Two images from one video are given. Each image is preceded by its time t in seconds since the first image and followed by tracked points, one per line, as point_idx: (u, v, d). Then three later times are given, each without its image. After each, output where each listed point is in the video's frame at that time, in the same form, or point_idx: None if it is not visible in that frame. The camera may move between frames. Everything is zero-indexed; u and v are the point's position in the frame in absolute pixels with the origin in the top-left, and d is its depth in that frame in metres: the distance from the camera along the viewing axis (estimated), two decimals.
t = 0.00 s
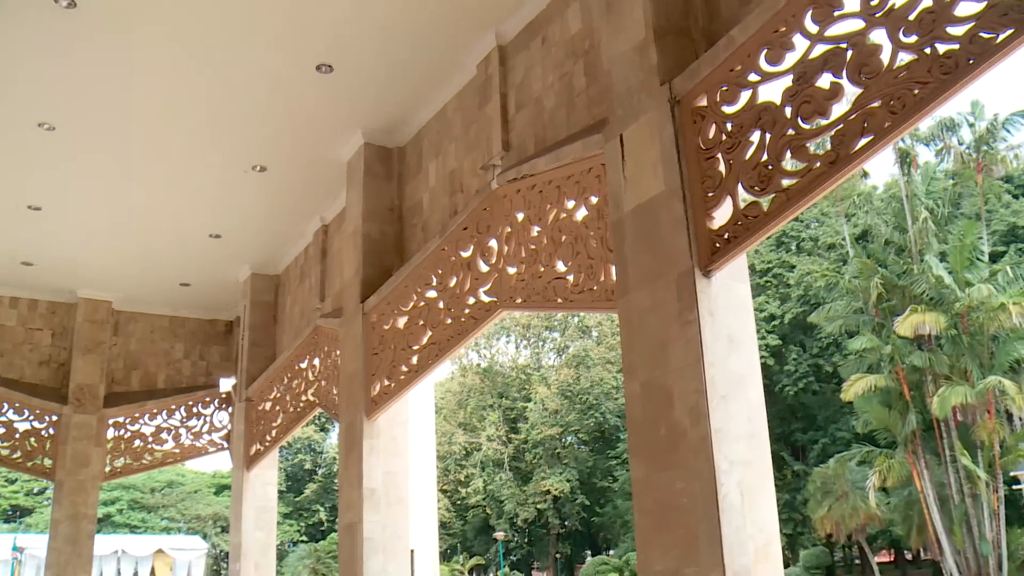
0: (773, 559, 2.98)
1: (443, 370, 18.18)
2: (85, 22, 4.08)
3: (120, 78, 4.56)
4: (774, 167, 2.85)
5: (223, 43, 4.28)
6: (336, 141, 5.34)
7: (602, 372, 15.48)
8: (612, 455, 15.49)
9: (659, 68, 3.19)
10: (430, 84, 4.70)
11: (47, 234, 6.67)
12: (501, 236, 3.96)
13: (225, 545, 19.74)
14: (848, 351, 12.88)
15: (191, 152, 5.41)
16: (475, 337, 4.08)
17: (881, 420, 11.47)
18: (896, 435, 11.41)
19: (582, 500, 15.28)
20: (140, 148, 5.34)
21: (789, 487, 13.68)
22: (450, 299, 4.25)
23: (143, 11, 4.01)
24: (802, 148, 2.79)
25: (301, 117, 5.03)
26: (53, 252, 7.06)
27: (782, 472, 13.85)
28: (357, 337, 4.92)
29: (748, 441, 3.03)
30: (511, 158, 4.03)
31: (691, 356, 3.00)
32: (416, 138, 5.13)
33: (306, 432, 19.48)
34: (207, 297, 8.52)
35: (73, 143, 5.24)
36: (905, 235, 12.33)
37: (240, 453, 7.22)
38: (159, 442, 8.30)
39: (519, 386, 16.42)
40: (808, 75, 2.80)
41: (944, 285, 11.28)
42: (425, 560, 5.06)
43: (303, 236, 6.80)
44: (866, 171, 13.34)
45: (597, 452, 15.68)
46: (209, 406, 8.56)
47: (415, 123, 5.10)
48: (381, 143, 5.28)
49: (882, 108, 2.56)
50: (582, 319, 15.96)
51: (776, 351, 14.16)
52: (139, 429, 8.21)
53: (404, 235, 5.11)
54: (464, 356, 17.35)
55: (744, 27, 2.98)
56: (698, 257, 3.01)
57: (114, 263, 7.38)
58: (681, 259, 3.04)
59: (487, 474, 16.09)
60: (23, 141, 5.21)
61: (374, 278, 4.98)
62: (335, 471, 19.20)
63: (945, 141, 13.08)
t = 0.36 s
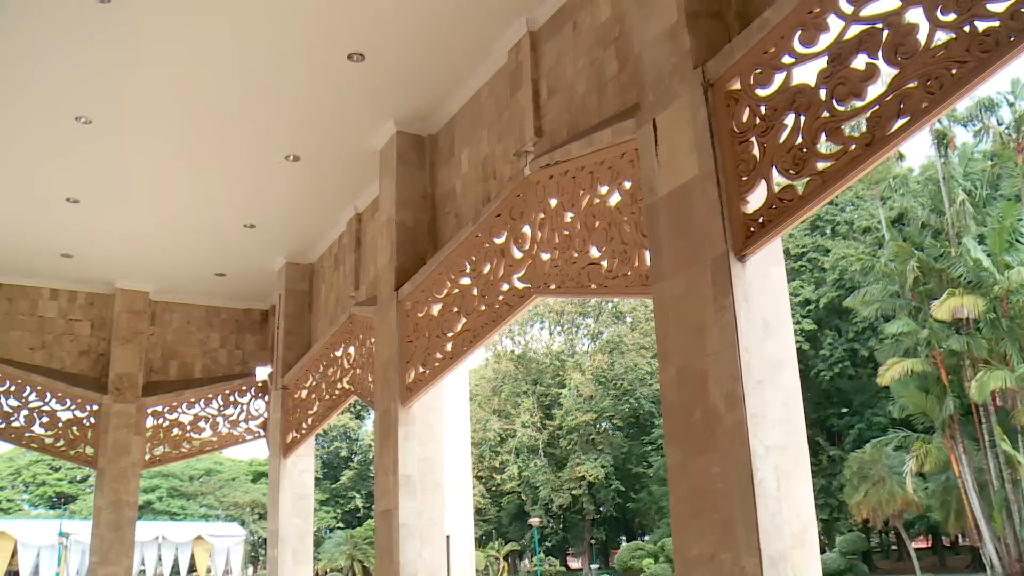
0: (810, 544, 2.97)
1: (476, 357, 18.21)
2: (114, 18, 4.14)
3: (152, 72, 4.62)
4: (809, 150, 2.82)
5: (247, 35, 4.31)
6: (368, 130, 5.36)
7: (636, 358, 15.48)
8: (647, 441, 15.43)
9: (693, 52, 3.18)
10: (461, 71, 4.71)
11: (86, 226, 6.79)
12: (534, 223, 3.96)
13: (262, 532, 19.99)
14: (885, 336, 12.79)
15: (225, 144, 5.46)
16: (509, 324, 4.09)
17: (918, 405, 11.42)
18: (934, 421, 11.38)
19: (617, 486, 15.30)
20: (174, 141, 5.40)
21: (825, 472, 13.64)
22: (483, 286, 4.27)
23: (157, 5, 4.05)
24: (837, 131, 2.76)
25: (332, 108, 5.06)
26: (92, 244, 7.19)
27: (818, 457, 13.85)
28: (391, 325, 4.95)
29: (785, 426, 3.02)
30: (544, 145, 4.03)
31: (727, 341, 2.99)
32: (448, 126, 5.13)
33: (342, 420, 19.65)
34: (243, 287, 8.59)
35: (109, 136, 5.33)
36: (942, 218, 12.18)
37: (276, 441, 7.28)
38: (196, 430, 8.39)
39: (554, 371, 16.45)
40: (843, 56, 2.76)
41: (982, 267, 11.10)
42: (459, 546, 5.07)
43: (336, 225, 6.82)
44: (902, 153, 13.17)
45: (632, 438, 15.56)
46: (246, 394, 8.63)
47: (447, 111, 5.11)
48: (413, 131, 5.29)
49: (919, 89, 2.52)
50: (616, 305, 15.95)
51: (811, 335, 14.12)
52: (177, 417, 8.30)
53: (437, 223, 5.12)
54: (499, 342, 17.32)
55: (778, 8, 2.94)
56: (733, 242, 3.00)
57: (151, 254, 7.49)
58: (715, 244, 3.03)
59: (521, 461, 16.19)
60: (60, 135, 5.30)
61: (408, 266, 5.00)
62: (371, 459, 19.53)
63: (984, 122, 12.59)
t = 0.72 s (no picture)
0: (842, 528, 2.96)
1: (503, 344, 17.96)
2: (135, 8, 4.16)
3: (178, 63, 4.66)
4: (839, 131, 2.78)
5: (268, 24, 4.33)
6: (395, 117, 5.37)
7: (666, 343, 15.62)
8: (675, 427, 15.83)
9: (721, 34, 3.16)
10: (487, 57, 4.70)
11: (117, 216, 6.86)
12: (562, 208, 3.96)
13: (294, 518, 19.80)
14: (916, 319, 12.73)
15: (252, 133, 5.49)
16: (538, 309, 4.09)
17: (950, 388, 11.29)
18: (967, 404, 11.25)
19: (648, 470, 15.66)
20: (202, 131, 5.44)
21: (856, 455, 13.49)
22: (512, 272, 4.27)
23: None
24: (868, 112, 2.72)
25: (357, 95, 5.07)
26: (126, 233, 7.26)
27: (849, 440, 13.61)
28: (420, 311, 4.97)
29: (816, 410, 3.01)
30: (571, 130, 4.03)
31: (757, 324, 2.98)
32: (475, 111, 5.13)
33: (372, 406, 19.70)
34: (273, 275, 8.65)
35: (139, 127, 5.37)
36: (974, 199, 11.91)
37: (307, 427, 7.33)
38: (229, 417, 8.52)
39: (583, 356, 16.14)
40: (874, 36, 2.71)
41: (1017, 249, 11.06)
42: (489, 529, 5.03)
43: (364, 212, 6.84)
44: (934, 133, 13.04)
45: (661, 424, 15.97)
46: (277, 381, 8.72)
47: (474, 97, 5.11)
48: (440, 117, 5.29)
49: (952, 67, 2.46)
50: (645, 289, 15.92)
51: (841, 319, 14.07)
52: (210, 404, 8.41)
53: (465, 209, 5.12)
54: (527, 327, 17.03)
55: None
56: (762, 225, 2.98)
57: (180, 243, 7.55)
58: (744, 227, 3.02)
59: (551, 445, 16.27)
60: (91, 127, 5.36)
61: (437, 252, 5.01)
62: (401, 444, 19.49)
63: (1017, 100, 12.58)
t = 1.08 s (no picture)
0: (875, 513, 2.94)
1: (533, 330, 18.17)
2: None
3: (205, 53, 4.70)
4: (871, 112, 2.74)
5: (293, 13, 4.35)
6: (423, 103, 5.37)
7: (697, 327, 15.39)
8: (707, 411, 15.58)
9: (751, 15, 3.14)
10: (515, 43, 4.69)
11: (150, 206, 6.94)
12: (592, 192, 3.95)
13: (327, 504, 20.04)
14: (952, 302, 12.56)
15: (281, 122, 5.53)
16: (569, 294, 4.09)
17: (987, 372, 10.96)
18: (1003, 388, 10.88)
19: (679, 455, 15.50)
20: (230, 121, 5.48)
21: (889, 440, 13.48)
22: (542, 257, 4.27)
23: None
24: (901, 92, 2.67)
25: (384, 82, 5.08)
26: (159, 224, 7.37)
27: (882, 426, 13.51)
28: (452, 297, 4.99)
29: (849, 394, 2.98)
30: (600, 114, 4.02)
31: (789, 308, 2.96)
32: (503, 97, 5.12)
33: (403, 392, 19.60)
34: (303, 263, 8.69)
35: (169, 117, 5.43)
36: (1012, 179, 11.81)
37: (339, 414, 7.38)
38: (262, 404, 8.57)
39: (615, 341, 16.34)
40: (907, 15, 2.66)
41: None
42: (521, 515, 5.57)
43: (394, 199, 6.85)
44: (969, 113, 12.79)
45: (692, 408, 15.62)
46: (309, 368, 8.79)
47: (502, 83, 5.09)
48: (469, 104, 5.29)
49: (988, 46, 2.40)
50: (675, 274, 15.81)
51: (874, 302, 13.90)
52: (242, 391, 8.48)
53: (495, 195, 5.11)
54: (559, 313, 17.32)
55: None
56: (794, 208, 2.96)
57: (213, 232, 7.63)
58: (776, 210, 3.00)
59: (582, 431, 16.15)
60: (123, 118, 5.42)
61: (468, 238, 5.01)
62: (433, 431, 19.30)
63: None
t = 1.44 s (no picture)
0: (907, 494, 2.92)
1: (563, 312, 18.05)
2: None
3: (232, 39, 4.73)
4: (904, 89, 2.70)
5: None
6: (451, 85, 5.37)
7: (727, 308, 15.34)
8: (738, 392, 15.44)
9: None
10: (542, 24, 4.68)
11: (181, 191, 7.02)
12: (621, 173, 3.94)
13: (359, 485, 19.69)
14: (987, 282, 12.39)
15: (308, 107, 5.56)
16: (598, 276, 4.09)
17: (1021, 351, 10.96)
18: None
19: (709, 437, 15.35)
20: (257, 106, 5.52)
21: (921, 421, 13.01)
22: (572, 238, 4.26)
23: None
24: (936, 68, 2.62)
25: (411, 65, 5.08)
26: (189, 209, 7.45)
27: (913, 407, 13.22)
28: (482, 278, 5.00)
29: (882, 373, 2.96)
30: (629, 94, 4.00)
31: (821, 287, 2.94)
32: (531, 78, 5.11)
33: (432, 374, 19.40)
34: (332, 246, 8.73)
35: (198, 103, 5.47)
36: None
37: (370, 397, 7.42)
38: (293, 387, 8.66)
39: (644, 323, 16.19)
40: None
41: None
42: (551, 495, 5.61)
43: (423, 181, 6.85)
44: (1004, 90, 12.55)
45: (724, 388, 15.55)
46: (339, 350, 8.84)
47: (530, 64, 5.08)
48: (496, 85, 5.28)
49: None
50: (705, 254, 15.63)
51: (906, 282, 13.63)
52: (274, 374, 8.58)
53: (524, 175, 5.11)
54: (586, 294, 16.99)
55: None
56: (826, 186, 2.93)
57: (242, 217, 7.69)
58: (807, 189, 2.98)
59: (612, 413, 16.03)
60: (153, 105, 5.48)
61: (497, 219, 5.02)
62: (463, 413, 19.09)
63: None
